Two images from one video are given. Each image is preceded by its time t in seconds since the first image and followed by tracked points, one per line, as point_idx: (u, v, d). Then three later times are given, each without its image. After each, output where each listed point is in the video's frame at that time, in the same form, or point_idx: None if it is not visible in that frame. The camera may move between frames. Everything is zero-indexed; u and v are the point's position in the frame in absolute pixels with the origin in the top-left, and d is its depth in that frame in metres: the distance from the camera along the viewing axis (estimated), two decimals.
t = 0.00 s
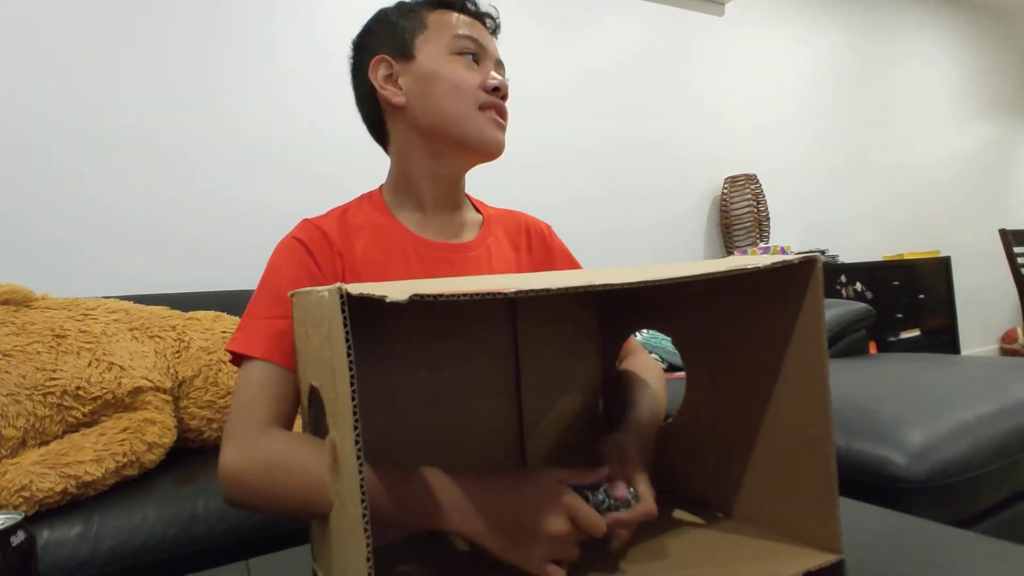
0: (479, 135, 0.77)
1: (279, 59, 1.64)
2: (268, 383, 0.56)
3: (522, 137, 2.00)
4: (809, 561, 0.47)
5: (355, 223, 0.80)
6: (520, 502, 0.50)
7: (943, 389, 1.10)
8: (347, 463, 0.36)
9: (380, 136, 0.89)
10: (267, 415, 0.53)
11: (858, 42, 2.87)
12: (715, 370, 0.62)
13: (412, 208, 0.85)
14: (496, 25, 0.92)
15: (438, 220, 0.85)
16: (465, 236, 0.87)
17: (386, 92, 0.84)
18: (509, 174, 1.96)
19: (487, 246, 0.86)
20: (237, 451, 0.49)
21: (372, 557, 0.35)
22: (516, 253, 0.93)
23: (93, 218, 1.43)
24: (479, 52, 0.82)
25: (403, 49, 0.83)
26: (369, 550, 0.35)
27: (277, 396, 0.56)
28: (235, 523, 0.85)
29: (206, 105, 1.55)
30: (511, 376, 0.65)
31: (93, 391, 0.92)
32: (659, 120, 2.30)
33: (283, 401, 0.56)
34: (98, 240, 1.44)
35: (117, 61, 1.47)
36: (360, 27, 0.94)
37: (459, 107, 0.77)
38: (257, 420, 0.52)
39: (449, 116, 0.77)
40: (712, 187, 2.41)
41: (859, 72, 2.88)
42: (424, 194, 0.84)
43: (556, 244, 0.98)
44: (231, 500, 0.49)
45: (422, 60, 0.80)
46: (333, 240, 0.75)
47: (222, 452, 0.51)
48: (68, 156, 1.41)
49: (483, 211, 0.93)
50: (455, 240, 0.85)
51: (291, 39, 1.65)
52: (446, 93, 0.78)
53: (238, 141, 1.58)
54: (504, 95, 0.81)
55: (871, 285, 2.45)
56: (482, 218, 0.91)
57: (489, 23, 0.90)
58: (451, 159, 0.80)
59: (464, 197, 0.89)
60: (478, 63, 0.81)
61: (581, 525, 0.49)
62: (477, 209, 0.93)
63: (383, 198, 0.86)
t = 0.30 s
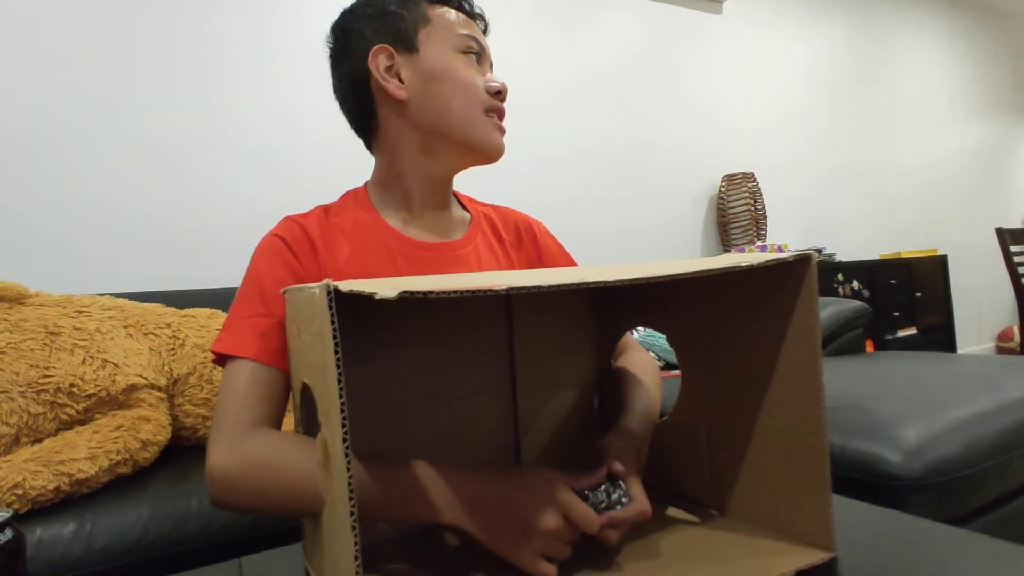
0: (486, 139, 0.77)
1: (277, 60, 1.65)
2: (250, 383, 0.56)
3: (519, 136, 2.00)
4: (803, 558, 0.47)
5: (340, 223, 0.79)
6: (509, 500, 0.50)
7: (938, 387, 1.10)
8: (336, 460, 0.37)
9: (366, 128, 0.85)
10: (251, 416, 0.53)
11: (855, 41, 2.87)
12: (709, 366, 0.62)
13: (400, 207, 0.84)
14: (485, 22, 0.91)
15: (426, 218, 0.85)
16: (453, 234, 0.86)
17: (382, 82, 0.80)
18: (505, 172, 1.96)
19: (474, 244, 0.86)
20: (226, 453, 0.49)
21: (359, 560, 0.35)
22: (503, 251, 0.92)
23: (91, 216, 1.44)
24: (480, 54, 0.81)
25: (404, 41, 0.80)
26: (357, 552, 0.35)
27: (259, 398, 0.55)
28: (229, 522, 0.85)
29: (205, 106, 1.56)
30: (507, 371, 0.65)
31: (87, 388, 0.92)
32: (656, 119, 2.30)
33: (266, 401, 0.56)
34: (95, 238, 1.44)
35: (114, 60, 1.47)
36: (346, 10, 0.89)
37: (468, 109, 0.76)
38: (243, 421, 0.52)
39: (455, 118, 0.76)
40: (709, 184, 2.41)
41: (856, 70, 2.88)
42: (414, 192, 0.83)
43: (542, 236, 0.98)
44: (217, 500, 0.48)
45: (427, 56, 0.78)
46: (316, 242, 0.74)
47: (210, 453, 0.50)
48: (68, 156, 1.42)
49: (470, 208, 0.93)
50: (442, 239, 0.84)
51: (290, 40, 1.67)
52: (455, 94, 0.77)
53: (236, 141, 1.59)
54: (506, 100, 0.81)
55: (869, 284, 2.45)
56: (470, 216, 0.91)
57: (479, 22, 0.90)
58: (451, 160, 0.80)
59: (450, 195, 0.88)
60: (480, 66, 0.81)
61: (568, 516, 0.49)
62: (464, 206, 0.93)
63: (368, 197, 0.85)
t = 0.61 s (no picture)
0: (513, 151, 0.77)
1: (276, 59, 1.64)
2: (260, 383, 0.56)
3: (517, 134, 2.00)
4: (807, 558, 0.47)
5: (362, 230, 0.79)
6: (504, 494, 0.48)
7: (936, 384, 1.10)
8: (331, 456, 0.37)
9: (394, 135, 0.85)
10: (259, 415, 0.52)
11: (853, 40, 2.87)
12: (712, 362, 0.61)
13: (423, 213, 0.83)
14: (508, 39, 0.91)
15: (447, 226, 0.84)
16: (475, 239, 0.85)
17: (413, 90, 0.80)
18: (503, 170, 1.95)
19: (495, 245, 0.85)
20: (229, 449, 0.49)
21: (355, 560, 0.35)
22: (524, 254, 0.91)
23: (88, 213, 1.43)
24: (510, 69, 0.82)
25: (436, 50, 0.80)
26: (351, 549, 0.35)
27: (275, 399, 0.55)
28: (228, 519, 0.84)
29: (204, 106, 1.56)
30: (508, 367, 0.59)
31: (83, 386, 0.92)
32: (654, 117, 2.29)
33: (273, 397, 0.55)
34: (93, 235, 1.43)
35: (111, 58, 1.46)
36: (377, 17, 0.88)
37: (498, 122, 0.76)
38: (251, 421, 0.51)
39: (485, 129, 0.76)
40: (707, 182, 2.41)
41: (855, 68, 2.88)
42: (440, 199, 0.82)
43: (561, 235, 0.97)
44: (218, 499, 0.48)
45: (459, 67, 0.78)
46: (339, 250, 0.75)
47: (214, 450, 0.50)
48: (67, 155, 1.41)
49: (489, 212, 0.92)
50: (466, 243, 0.83)
51: (289, 39, 1.66)
52: (486, 106, 0.76)
53: (235, 141, 1.59)
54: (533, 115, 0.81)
55: (867, 282, 2.45)
56: (489, 219, 0.90)
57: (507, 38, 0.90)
58: (477, 170, 0.80)
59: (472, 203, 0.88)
60: (510, 80, 0.81)
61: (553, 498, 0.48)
62: (483, 210, 0.92)
63: (391, 204, 0.85)
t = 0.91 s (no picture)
0: (520, 162, 0.77)
1: (275, 58, 1.64)
2: (259, 385, 0.54)
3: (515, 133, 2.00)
4: (805, 557, 0.47)
5: (377, 241, 0.79)
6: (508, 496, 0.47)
7: (933, 381, 1.10)
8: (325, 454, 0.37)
9: (404, 142, 0.84)
10: (257, 414, 0.51)
11: (852, 38, 2.87)
12: (710, 359, 0.61)
13: (432, 220, 0.83)
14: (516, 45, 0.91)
15: (457, 232, 0.84)
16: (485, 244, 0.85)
17: (424, 100, 0.80)
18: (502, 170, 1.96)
19: (505, 249, 0.86)
20: (226, 449, 0.48)
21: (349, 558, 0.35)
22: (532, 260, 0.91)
23: (87, 212, 1.43)
24: (520, 80, 0.81)
25: (447, 59, 0.79)
26: (346, 548, 0.35)
27: (276, 400, 0.54)
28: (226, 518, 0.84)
29: (203, 105, 1.55)
30: (506, 365, 0.58)
31: (80, 385, 0.92)
32: (653, 116, 2.29)
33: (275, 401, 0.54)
34: (92, 235, 1.43)
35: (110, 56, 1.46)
36: (387, 22, 0.87)
37: (506, 134, 0.76)
38: (249, 418, 0.51)
39: (494, 139, 0.76)
40: (706, 181, 2.41)
41: (853, 66, 2.88)
42: (451, 206, 0.82)
43: (565, 236, 0.97)
44: (217, 501, 0.47)
45: (469, 77, 0.78)
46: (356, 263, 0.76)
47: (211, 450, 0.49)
48: (66, 155, 1.41)
49: (495, 215, 0.91)
50: (477, 250, 0.83)
51: (288, 37, 1.66)
52: (495, 117, 0.76)
53: (234, 140, 1.58)
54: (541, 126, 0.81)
55: (865, 280, 2.45)
56: (495, 223, 0.89)
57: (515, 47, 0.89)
58: (485, 179, 0.79)
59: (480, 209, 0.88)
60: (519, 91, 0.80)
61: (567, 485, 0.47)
62: (489, 214, 0.92)
63: (402, 213, 0.85)
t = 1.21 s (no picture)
0: (521, 164, 0.78)
1: (275, 59, 1.64)
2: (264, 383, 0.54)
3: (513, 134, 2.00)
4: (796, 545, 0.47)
5: (379, 238, 0.79)
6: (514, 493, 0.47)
7: (931, 381, 1.10)
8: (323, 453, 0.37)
9: (403, 142, 0.84)
10: (262, 413, 0.51)
11: (851, 38, 2.87)
12: (703, 360, 0.61)
13: (433, 219, 0.83)
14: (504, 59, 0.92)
15: (457, 231, 0.84)
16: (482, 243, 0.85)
17: (425, 101, 0.80)
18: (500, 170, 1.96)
19: (504, 249, 0.86)
20: (230, 451, 0.48)
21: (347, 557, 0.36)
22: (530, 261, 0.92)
23: (87, 212, 1.43)
24: (517, 85, 0.82)
25: (447, 61, 0.80)
26: (344, 548, 0.36)
27: (274, 396, 0.53)
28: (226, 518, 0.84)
29: (204, 106, 1.56)
30: (502, 364, 0.59)
31: (79, 386, 0.92)
32: (651, 116, 2.29)
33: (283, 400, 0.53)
34: (92, 235, 1.43)
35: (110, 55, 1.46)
36: (386, 25, 0.87)
37: (506, 136, 0.77)
38: (255, 418, 0.50)
39: (496, 141, 0.77)
40: (705, 180, 2.41)
41: (852, 66, 2.88)
42: (451, 204, 0.82)
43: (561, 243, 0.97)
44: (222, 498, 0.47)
45: (471, 80, 0.78)
46: (361, 258, 0.76)
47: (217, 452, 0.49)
48: (67, 156, 1.41)
49: (494, 217, 0.92)
50: (476, 249, 0.83)
51: (289, 38, 1.66)
52: (496, 119, 0.77)
53: (234, 140, 1.59)
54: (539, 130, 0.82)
55: (864, 280, 2.45)
56: (494, 224, 0.90)
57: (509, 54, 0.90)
58: (486, 180, 0.80)
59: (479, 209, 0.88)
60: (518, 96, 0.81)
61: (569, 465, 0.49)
62: (488, 215, 0.92)
63: (402, 212, 0.85)
